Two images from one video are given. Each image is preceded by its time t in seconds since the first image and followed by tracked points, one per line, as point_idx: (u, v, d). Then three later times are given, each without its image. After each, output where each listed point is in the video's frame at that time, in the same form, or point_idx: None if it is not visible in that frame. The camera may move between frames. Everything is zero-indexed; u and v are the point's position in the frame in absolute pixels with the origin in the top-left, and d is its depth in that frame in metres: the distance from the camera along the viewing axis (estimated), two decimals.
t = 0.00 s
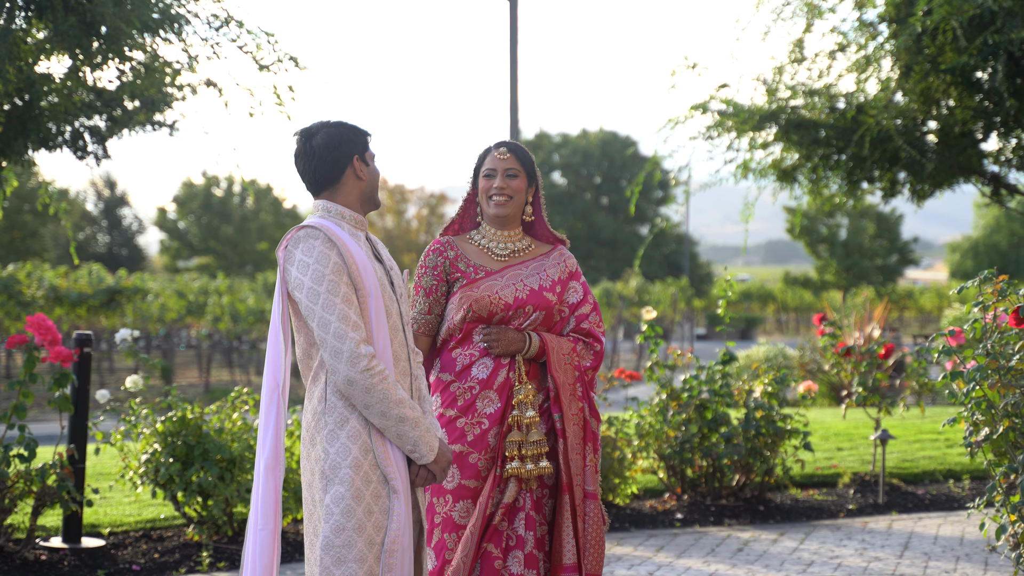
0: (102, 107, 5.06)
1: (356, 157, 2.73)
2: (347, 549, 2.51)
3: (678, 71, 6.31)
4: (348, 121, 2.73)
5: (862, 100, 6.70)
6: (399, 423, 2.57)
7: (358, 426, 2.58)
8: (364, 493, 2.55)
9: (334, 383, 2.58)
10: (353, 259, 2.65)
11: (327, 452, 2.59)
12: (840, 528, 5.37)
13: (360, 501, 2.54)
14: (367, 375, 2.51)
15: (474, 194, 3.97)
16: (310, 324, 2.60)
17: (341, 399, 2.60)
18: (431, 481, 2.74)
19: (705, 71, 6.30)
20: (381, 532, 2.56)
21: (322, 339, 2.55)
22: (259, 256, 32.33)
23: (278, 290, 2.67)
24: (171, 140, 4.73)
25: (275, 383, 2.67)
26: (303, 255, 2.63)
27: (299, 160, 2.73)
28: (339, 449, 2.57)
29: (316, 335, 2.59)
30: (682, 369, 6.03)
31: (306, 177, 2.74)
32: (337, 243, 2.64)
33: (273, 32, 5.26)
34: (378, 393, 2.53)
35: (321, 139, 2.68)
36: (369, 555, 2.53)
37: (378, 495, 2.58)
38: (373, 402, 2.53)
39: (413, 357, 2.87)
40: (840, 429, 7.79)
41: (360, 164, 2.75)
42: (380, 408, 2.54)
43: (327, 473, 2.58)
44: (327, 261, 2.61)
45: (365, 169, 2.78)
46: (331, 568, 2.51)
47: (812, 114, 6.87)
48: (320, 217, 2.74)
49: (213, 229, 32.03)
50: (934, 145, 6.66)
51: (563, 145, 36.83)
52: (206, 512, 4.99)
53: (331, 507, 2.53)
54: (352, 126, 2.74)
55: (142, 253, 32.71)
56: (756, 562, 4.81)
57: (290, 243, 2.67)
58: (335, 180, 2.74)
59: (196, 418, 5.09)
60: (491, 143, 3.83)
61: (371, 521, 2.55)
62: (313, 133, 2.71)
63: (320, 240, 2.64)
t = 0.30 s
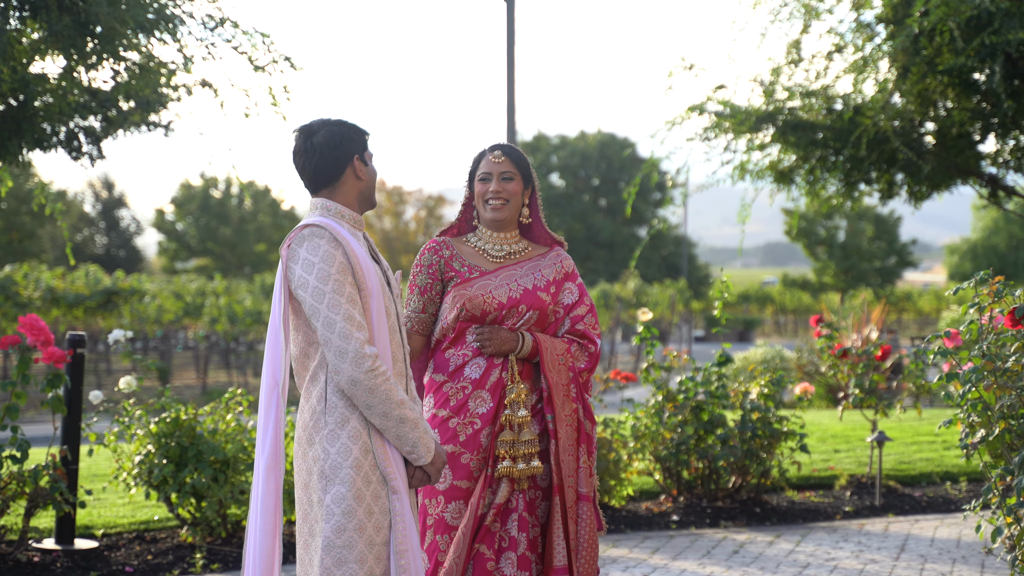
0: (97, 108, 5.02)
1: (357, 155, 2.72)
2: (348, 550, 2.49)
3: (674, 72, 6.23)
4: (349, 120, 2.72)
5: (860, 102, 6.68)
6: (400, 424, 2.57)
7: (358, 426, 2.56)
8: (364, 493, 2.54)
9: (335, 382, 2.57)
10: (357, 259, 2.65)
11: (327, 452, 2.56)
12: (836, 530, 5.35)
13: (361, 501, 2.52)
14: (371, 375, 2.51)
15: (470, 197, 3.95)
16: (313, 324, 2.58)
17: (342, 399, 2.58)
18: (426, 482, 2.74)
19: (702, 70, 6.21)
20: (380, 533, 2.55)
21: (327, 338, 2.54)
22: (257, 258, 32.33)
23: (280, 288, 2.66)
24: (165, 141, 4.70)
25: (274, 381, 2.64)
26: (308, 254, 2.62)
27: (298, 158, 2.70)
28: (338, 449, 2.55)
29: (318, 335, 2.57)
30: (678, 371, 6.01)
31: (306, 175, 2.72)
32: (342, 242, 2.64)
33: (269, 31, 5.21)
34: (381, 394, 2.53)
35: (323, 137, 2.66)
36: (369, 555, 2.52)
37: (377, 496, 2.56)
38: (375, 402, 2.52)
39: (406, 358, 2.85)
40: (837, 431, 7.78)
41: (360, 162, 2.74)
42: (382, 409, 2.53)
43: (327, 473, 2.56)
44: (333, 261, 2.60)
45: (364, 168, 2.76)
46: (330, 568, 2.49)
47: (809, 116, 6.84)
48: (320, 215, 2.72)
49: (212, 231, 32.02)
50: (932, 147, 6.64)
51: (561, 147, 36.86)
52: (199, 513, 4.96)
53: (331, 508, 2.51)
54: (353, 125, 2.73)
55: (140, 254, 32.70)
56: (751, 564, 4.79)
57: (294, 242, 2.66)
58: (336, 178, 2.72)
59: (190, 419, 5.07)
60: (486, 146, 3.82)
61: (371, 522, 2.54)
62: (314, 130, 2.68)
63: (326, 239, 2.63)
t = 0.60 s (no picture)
0: (93, 106, 4.99)
1: (358, 153, 2.71)
2: (343, 549, 2.47)
3: (673, 69, 6.23)
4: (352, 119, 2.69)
5: (859, 101, 6.66)
6: (398, 424, 2.56)
7: (356, 425, 2.54)
8: (361, 491, 2.52)
9: (336, 379, 2.54)
10: (360, 257, 2.64)
11: (325, 450, 2.54)
12: (835, 530, 5.33)
13: (358, 500, 2.50)
14: (373, 373, 2.49)
15: (465, 196, 3.93)
16: (316, 321, 2.55)
17: (341, 397, 2.56)
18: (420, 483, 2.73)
19: (701, 69, 6.22)
20: (376, 533, 2.53)
21: (330, 336, 2.52)
22: (256, 258, 32.32)
23: (283, 283, 2.63)
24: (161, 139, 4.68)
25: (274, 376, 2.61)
26: (314, 250, 2.59)
27: (299, 153, 2.69)
28: (337, 447, 2.53)
29: (320, 331, 2.55)
30: (676, 371, 5.99)
31: (306, 172, 2.69)
32: (348, 240, 2.63)
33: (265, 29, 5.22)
34: (382, 393, 2.51)
35: (326, 133, 2.64)
36: (364, 555, 2.50)
37: (373, 496, 2.54)
38: (376, 401, 2.51)
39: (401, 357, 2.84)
40: (835, 430, 7.77)
41: (362, 161, 2.73)
42: (381, 408, 2.52)
43: (324, 472, 2.53)
44: (338, 258, 2.59)
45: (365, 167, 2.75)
46: (326, 567, 2.46)
47: (807, 114, 6.82)
48: (321, 211, 2.68)
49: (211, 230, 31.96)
50: (931, 145, 6.62)
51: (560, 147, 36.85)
52: (195, 513, 4.95)
53: (329, 506, 2.49)
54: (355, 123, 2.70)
55: (140, 254, 32.68)
56: (749, 564, 4.77)
57: (299, 238, 2.63)
58: (337, 175, 2.70)
59: (186, 418, 5.05)
60: (480, 145, 3.80)
61: (367, 520, 2.51)
62: (317, 126, 2.66)
63: (332, 236, 2.61)
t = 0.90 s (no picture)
0: (93, 105, 4.98)
1: (368, 153, 2.70)
2: (346, 550, 2.45)
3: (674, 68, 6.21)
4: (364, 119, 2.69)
5: (861, 101, 6.63)
6: (403, 424, 2.56)
7: (361, 425, 2.53)
8: (364, 492, 2.50)
9: (343, 378, 2.52)
10: (370, 257, 2.63)
11: (328, 450, 2.52)
12: (836, 532, 5.31)
13: (361, 501, 2.48)
14: (381, 372, 2.48)
15: (462, 194, 3.90)
16: (324, 319, 2.53)
17: (347, 396, 2.54)
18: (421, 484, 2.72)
19: (703, 68, 6.19)
20: (375, 534, 2.51)
21: (339, 334, 2.50)
22: (258, 258, 32.32)
23: (291, 280, 2.60)
24: (161, 139, 4.66)
25: (280, 375, 2.58)
26: (325, 247, 2.57)
27: (310, 149, 2.67)
28: (340, 446, 2.50)
29: (328, 329, 2.53)
30: (677, 371, 5.97)
31: (314, 168, 2.68)
32: (359, 238, 2.61)
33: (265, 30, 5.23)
34: (389, 393, 2.51)
35: (338, 131, 2.63)
36: (364, 556, 2.48)
37: (374, 497, 2.52)
38: (383, 401, 2.50)
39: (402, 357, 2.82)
40: (837, 431, 7.74)
41: (371, 161, 2.72)
42: (388, 408, 2.51)
43: (326, 472, 2.51)
44: (350, 256, 2.57)
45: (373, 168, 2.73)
46: (328, 568, 2.45)
47: (809, 114, 6.80)
48: (329, 209, 2.67)
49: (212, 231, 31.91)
50: (932, 146, 6.59)
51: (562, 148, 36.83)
52: (194, 513, 4.93)
53: (332, 506, 2.47)
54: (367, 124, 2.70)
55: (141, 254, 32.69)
56: (751, 565, 4.74)
57: (311, 235, 2.60)
58: (346, 174, 2.69)
59: (185, 419, 5.03)
60: (479, 142, 3.78)
61: (369, 521, 2.50)
62: (329, 124, 2.65)
63: (344, 234, 2.59)
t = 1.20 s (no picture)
0: (99, 113, 4.98)
1: (374, 162, 2.70)
2: (363, 561, 2.45)
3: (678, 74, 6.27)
4: (369, 128, 2.69)
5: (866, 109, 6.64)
6: (419, 433, 2.56)
7: (375, 436, 2.52)
8: (380, 502, 2.50)
9: (356, 390, 2.52)
10: (379, 268, 2.64)
11: (342, 462, 2.52)
12: (843, 540, 5.30)
13: (377, 511, 2.48)
14: (393, 383, 2.48)
15: (471, 203, 3.91)
16: (336, 331, 2.53)
17: (360, 407, 2.54)
18: (439, 492, 2.71)
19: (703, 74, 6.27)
20: (393, 546, 2.51)
21: (351, 346, 2.50)
22: (260, 265, 32.34)
23: (301, 293, 2.60)
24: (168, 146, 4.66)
25: (292, 388, 2.59)
26: (333, 260, 2.58)
27: (317, 160, 2.68)
28: (354, 458, 2.51)
29: (339, 341, 2.53)
30: (683, 379, 5.97)
31: (322, 179, 2.69)
32: (367, 249, 2.62)
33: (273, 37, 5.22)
34: (403, 403, 2.51)
35: (343, 141, 2.64)
36: (382, 566, 2.48)
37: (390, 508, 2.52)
38: (397, 411, 2.50)
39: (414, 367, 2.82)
40: (842, 440, 7.74)
41: (377, 170, 2.71)
42: (402, 418, 2.51)
43: (342, 483, 2.51)
44: (358, 268, 2.57)
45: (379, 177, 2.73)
46: None
47: (814, 122, 6.81)
48: (337, 220, 2.67)
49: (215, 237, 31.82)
50: (938, 154, 6.59)
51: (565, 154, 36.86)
52: (201, 522, 4.92)
53: (348, 518, 2.47)
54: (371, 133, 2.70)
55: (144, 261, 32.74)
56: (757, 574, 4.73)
57: (318, 248, 2.61)
58: (353, 184, 2.69)
59: (191, 427, 5.03)
60: (488, 152, 3.79)
61: (386, 532, 2.49)
62: (335, 133, 2.66)
63: (353, 246, 2.60)
